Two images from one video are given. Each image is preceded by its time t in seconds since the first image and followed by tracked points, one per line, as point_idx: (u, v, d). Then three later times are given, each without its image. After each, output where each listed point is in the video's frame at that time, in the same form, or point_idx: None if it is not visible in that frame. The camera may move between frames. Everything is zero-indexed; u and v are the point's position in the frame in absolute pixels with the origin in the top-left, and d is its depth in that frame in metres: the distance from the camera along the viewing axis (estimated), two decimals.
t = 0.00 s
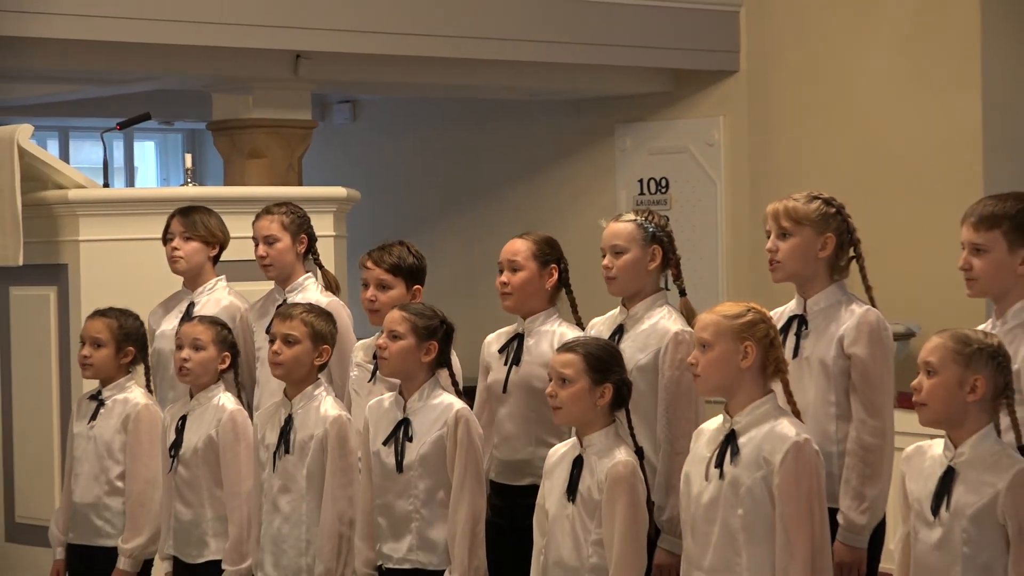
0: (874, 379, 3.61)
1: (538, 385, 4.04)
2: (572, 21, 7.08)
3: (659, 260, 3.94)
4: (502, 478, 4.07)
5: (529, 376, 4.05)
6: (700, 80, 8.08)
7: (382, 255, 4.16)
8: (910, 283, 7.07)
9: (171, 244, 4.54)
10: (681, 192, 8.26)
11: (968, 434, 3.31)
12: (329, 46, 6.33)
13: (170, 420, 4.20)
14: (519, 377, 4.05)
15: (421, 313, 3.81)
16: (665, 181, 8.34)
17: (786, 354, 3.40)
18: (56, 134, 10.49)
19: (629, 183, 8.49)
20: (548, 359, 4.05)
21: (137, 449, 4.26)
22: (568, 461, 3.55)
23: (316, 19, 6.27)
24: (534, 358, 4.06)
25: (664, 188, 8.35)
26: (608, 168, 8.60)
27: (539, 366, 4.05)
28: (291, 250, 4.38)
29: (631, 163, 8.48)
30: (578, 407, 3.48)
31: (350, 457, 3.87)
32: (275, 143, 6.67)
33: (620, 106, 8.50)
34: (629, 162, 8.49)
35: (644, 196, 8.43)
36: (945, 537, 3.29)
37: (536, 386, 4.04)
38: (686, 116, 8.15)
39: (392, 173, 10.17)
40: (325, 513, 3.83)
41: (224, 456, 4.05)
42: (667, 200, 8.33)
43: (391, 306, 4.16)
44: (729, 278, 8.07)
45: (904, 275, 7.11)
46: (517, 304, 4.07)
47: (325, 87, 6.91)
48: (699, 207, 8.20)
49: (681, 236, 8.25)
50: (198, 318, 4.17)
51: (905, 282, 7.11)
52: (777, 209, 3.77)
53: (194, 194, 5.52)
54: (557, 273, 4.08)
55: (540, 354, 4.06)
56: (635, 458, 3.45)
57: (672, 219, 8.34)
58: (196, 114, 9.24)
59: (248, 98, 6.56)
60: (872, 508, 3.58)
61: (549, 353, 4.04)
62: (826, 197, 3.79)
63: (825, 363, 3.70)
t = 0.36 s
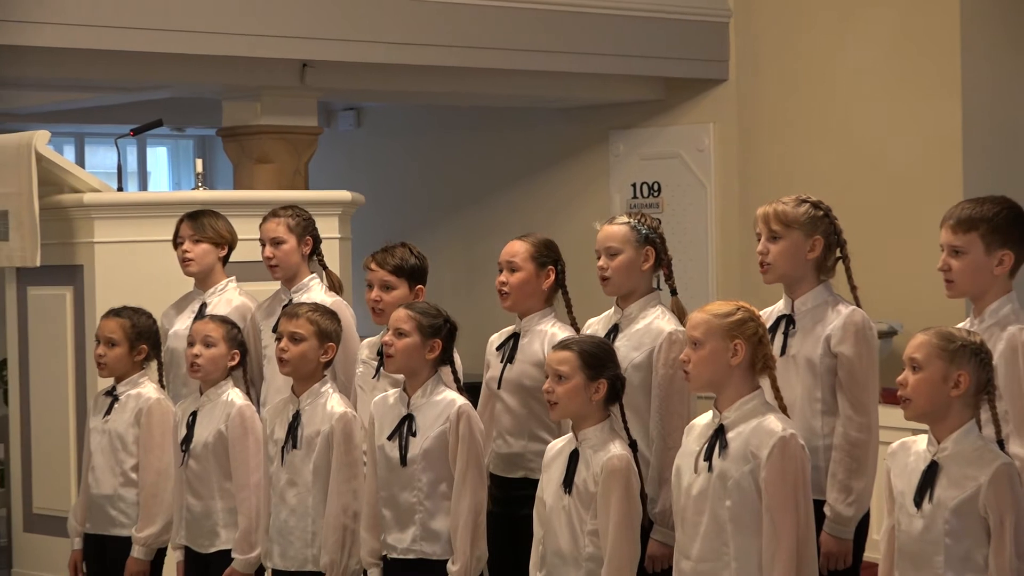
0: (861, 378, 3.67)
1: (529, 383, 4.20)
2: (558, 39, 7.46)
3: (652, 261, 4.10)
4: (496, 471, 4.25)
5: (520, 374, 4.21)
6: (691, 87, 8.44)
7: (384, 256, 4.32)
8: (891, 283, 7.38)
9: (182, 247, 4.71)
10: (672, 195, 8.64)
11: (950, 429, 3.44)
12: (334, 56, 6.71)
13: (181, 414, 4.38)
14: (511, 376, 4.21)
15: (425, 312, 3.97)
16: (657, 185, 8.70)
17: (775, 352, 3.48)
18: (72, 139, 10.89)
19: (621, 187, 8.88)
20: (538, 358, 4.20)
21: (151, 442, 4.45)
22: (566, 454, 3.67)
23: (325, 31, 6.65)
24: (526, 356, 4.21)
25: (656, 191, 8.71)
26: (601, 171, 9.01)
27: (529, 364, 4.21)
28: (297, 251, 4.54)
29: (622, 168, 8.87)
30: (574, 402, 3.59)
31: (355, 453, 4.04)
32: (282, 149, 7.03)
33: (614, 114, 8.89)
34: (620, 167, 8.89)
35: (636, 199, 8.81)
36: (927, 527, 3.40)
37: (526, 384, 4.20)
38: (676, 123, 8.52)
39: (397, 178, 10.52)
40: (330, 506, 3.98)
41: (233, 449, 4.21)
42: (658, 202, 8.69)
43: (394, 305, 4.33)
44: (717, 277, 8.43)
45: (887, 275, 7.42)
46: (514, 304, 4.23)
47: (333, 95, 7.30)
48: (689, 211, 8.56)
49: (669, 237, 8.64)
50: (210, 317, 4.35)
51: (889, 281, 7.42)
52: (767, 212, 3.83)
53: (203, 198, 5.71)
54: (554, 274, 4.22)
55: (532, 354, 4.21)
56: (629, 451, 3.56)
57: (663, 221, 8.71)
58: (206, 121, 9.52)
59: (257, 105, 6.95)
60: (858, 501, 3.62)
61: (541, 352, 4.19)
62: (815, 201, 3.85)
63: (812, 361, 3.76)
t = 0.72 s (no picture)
0: (844, 371, 3.83)
1: (520, 379, 4.37)
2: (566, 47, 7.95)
3: (648, 263, 4.26)
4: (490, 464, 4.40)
5: (512, 371, 4.38)
6: (684, 94, 8.93)
7: (388, 257, 4.49)
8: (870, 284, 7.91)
9: (192, 251, 4.87)
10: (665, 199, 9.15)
11: (933, 424, 3.57)
12: (339, 65, 7.14)
13: (193, 409, 4.55)
14: (504, 371, 4.38)
15: (425, 310, 4.12)
16: (650, 188, 9.20)
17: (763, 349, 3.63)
18: (87, 146, 11.28)
19: (615, 191, 9.36)
20: (529, 355, 4.37)
21: (164, 436, 4.63)
22: (560, 447, 3.81)
23: (336, 42, 7.11)
24: (517, 353, 4.38)
25: (649, 195, 9.22)
26: (593, 176, 9.51)
27: (519, 360, 4.38)
28: (305, 253, 4.71)
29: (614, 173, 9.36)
30: (567, 395, 3.76)
31: (358, 448, 4.18)
32: (288, 154, 7.45)
33: (608, 122, 9.39)
34: (614, 172, 9.36)
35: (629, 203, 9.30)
36: (911, 519, 3.54)
37: (518, 379, 4.37)
38: (668, 128, 9.03)
39: (403, 181, 10.96)
40: (335, 499, 4.14)
41: (243, 443, 4.39)
42: (652, 206, 9.20)
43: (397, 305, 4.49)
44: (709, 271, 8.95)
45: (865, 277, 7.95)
46: (506, 303, 4.41)
47: (338, 102, 7.74)
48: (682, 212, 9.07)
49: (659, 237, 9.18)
50: (221, 316, 4.51)
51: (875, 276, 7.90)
52: (752, 214, 4.01)
53: (211, 201, 5.93)
54: (546, 275, 4.39)
55: (521, 351, 4.38)
56: (622, 444, 3.71)
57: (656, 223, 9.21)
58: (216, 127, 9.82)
59: (267, 112, 7.40)
60: (840, 492, 3.77)
61: (531, 349, 4.36)
62: (800, 204, 4.02)
63: (796, 358, 3.92)
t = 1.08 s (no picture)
0: (818, 367, 4.00)
1: (505, 375, 4.55)
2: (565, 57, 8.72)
3: (636, 264, 4.42)
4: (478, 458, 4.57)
5: (496, 369, 4.56)
6: (669, 104, 9.86)
7: (385, 258, 4.66)
8: (850, 282, 8.98)
9: (195, 253, 5.04)
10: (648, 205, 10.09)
11: (911, 418, 3.69)
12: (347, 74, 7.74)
13: (197, 405, 4.72)
14: (491, 369, 4.56)
15: (419, 310, 4.27)
16: (637, 194, 10.11)
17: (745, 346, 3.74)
18: (97, 151, 11.64)
19: (604, 197, 10.29)
20: (515, 353, 4.55)
21: (168, 431, 4.81)
22: (548, 442, 3.97)
23: (344, 51, 7.72)
24: (503, 351, 4.56)
25: (636, 199, 10.13)
26: (585, 182, 10.44)
27: (508, 358, 4.55)
28: (305, 255, 4.87)
29: (605, 179, 10.29)
30: (556, 392, 3.91)
31: (355, 443, 4.34)
32: (291, 161, 7.98)
33: (598, 130, 10.29)
34: (604, 178, 10.29)
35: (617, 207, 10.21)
36: (887, 509, 3.66)
37: (505, 377, 4.55)
38: (654, 135, 9.94)
39: (412, 184, 11.89)
40: (331, 492, 4.30)
41: (245, 438, 4.56)
42: (637, 209, 10.11)
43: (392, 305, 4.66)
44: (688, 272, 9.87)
45: (846, 275, 9.01)
46: (490, 303, 4.57)
47: (335, 110, 8.33)
48: (665, 215, 10.00)
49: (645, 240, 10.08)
50: (224, 316, 4.68)
51: (848, 274, 9.08)
52: (732, 216, 4.17)
53: (215, 205, 6.10)
54: (529, 276, 4.55)
55: (506, 349, 4.56)
56: (608, 441, 3.86)
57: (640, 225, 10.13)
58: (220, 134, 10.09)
59: (268, 120, 7.90)
60: (817, 484, 3.95)
61: (517, 347, 4.54)
62: (780, 208, 4.18)
63: (774, 356, 4.09)
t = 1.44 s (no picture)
0: (798, 363, 4.18)
1: (503, 372, 4.73)
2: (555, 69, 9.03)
3: (623, 264, 4.60)
4: (471, 452, 4.77)
5: (492, 365, 4.74)
6: (653, 111, 10.18)
7: (381, 259, 4.84)
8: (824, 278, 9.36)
9: (198, 255, 5.22)
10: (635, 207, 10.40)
11: (885, 413, 3.77)
12: (342, 81, 8.00)
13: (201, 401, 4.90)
14: (485, 366, 4.74)
15: (412, 309, 4.44)
16: (625, 197, 10.41)
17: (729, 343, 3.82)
18: (102, 156, 11.90)
19: (592, 199, 10.64)
20: (510, 351, 4.73)
21: (172, 426, 4.99)
22: (537, 436, 4.14)
23: (337, 60, 7.97)
24: (500, 348, 4.74)
25: (624, 202, 10.43)
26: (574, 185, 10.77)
27: (504, 355, 4.73)
28: (304, 256, 5.05)
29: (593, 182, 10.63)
30: (544, 389, 4.08)
31: (352, 437, 4.52)
32: (289, 165, 8.29)
33: (587, 133, 10.65)
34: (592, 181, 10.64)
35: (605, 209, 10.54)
36: (863, 501, 3.74)
37: (500, 373, 4.73)
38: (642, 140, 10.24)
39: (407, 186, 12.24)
40: (330, 484, 4.48)
41: (247, 432, 4.74)
42: (624, 212, 10.44)
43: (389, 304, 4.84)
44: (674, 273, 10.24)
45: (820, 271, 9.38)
46: (483, 303, 4.73)
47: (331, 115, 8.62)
48: (651, 218, 10.31)
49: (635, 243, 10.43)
50: (226, 315, 4.85)
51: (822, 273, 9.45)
52: (715, 221, 4.33)
53: (217, 208, 6.27)
54: (518, 275, 4.73)
55: (504, 347, 4.73)
56: (594, 436, 4.03)
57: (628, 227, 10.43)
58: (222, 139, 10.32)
59: (268, 126, 8.22)
60: (794, 477, 4.14)
61: (511, 345, 4.73)
62: (759, 210, 4.35)
63: (755, 354, 4.26)
